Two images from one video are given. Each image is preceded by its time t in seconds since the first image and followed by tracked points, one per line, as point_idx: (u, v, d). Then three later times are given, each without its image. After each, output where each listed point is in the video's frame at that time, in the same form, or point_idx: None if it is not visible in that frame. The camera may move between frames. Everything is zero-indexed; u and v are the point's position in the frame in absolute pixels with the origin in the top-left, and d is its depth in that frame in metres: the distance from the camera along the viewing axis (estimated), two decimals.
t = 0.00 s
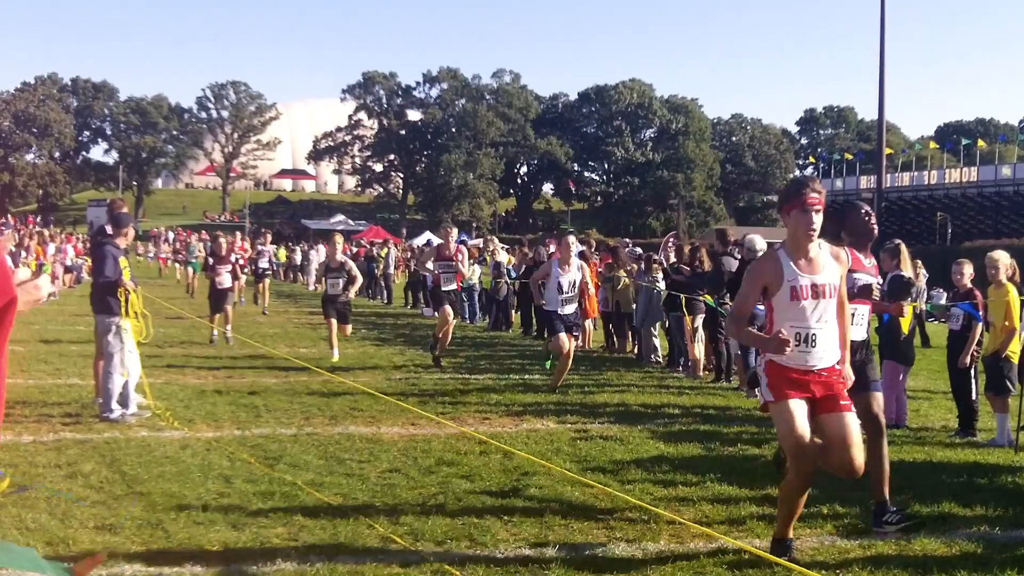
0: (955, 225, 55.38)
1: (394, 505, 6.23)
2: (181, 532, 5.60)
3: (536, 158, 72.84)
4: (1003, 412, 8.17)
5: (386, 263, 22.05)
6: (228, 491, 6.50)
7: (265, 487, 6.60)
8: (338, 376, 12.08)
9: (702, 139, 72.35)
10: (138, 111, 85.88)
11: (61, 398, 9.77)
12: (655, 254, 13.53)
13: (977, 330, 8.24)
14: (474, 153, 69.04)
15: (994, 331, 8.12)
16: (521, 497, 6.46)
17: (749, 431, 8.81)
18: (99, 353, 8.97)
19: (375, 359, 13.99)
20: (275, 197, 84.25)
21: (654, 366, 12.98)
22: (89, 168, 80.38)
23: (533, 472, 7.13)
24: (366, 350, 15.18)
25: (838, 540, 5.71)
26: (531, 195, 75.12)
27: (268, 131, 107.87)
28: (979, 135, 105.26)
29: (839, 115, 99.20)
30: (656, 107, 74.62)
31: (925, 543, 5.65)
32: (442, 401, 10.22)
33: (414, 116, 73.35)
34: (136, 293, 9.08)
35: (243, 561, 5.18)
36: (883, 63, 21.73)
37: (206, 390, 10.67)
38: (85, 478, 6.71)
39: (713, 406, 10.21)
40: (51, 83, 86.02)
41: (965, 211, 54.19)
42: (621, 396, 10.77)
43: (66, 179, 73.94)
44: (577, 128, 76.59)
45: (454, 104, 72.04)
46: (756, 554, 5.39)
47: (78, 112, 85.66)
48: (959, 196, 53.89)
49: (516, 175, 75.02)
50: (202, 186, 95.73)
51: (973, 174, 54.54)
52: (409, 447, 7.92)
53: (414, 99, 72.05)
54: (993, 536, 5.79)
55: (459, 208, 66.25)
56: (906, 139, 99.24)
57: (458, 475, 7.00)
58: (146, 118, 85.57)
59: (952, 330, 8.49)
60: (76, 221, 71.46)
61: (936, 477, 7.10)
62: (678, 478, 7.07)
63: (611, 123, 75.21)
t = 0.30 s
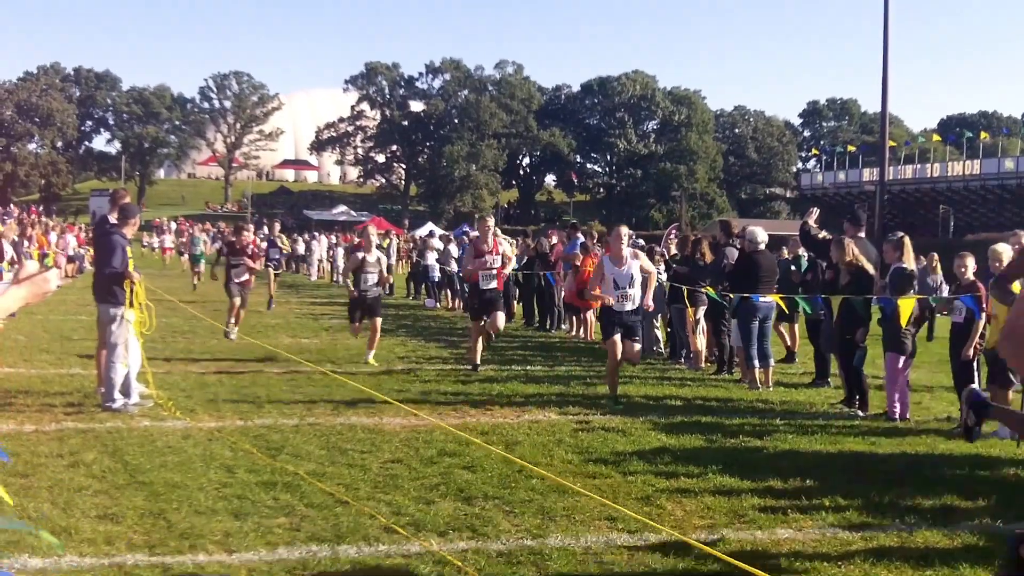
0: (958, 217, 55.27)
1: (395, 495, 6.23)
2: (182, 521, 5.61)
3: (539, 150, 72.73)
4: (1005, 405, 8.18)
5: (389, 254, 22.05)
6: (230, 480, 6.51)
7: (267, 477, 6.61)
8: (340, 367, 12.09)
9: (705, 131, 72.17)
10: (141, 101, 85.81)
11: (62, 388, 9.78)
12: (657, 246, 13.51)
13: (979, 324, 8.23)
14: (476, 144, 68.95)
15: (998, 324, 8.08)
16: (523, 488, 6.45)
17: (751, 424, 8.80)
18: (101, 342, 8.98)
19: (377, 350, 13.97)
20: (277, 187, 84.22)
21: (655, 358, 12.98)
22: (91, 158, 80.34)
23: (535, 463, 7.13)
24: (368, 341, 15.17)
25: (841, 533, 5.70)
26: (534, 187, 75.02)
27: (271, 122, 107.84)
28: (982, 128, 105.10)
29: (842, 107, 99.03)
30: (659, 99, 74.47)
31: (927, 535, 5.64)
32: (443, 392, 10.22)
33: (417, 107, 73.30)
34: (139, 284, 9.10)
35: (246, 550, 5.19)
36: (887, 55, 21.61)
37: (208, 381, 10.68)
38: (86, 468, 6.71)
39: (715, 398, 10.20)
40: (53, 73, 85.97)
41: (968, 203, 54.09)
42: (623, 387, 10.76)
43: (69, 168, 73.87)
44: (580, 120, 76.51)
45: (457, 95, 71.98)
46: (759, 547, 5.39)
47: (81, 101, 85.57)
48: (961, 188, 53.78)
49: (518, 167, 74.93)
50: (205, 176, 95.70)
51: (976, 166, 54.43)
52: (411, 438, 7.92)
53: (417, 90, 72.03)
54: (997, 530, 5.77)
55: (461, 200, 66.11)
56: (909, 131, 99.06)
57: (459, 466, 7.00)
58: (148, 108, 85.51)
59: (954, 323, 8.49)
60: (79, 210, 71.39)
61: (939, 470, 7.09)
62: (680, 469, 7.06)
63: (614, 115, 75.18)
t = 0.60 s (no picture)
0: (959, 210, 55.17)
1: (398, 488, 6.23)
2: (184, 514, 5.61)
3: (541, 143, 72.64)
4: (1007, 399, 8.16)
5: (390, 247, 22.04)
6: (233, 473, 6.51)
7: (270, 470, 6.60)
8: (342, 360, 12.10)
9: (706, 124, 72.06)
10: (142, 94, 85.74)
11: (65, 381, 9.78)
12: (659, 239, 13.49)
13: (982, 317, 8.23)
14: (478, 137, 68.91)
15: (998, 318, 8.06)
16: (525, 481, 6.45)
17: (753, 418, 8.78)
18: (105, 335, 8.95)
19: (379, 343, 13.99)
20: (279, 180, 84.23)
21: (658, 352, 12.93)
22: (93, 152, 80.30)
23: (538, 456, 7.13)
24: (371, 334, 15.18)
25: (842, 525, 5.70)
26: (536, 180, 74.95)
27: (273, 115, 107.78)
28: (985, 121, 104.82)
29: (844, 100, 98.85)
30: (661, 91, 74.32)
31: (929, 528, 5.64)
32: (446, 385, 10.23)
33: (418, 100, 73.26)
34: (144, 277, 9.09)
35: (248, 544, 5.19)
36: (890, 47, 21.53)
37: (211, 373, 10.69)
38: (89, 461, 6.70)
39: (716, 391, 10.21)
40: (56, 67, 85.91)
41: (970, 197, 53.98)
42: (625, 380, 10.75)
43: (71, 162, 73.77)
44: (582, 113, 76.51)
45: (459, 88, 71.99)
46: (760, 540, 5.39)
47: (83, 95, 85.49)
48: (963, 181, 53.68)
49: (521, 160, 74.86)
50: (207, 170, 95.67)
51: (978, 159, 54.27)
52: (413, 431, 7.92)
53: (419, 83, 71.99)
54: (998, 523, 5.77)
55: (463, 193, 66.03)
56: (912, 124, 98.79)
57: (461, 459, 6.99)
58: (150, 102, 85.46)
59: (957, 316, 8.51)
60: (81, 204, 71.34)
61: (942, 464, 7.08)
62: (682, 462, 7.06)
63: (615, 108, 75.14)
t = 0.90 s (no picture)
0: (960, 206, 55.18)
1: (398, 484, 6.24)
2: (185, 510, 5.61)
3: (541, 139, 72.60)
4: (1007, 395, 8.14)
5: (390, 244, 22.04)
6: (234, 469, 6.52)
7: (270, 466, 6.60)
8: (343, 356, 12.11)
9: (707, 120, 72.05)
10: (143, 90, 85.68)
11: (65, 377, 9.78)
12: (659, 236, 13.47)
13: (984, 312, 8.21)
14: (479, 133, 68.86)
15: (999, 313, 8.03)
16: (526, 476, 6.45)
17: (754, 413, 8.77)
18: (106, 331, 8.95)
19: (379, 339, 13.99)
20: (279, 176, 84.24)
21: (659, 348, 12.90)
22: (93, 147, 80.24)
23: (538, 452, 7.12)
24: (371, 330, 15.18)
25: (843, 522, 5.69)
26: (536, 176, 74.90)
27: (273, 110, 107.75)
28: (986, 117, 104.79)
29: (845, 96, 98.80)
30: (662, 87, 74.27)
31: (930, 524, 5.63)
32: (446, 381, 10.22)
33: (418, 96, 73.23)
34: (145, 274, 9.09)
35: (248, 540, 5.19)
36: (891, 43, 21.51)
37: (211, 370, 10.68)
38: (89, 456, 6.70)
39: (717, 387, 10.19)
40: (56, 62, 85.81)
41: (971, 193, 54.00)
42: (626, 377, 10.73)
43: (71, 158, 73.68)
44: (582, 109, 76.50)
45: (460, 84, 71.96)
46: (762, 536, 5.38)
47: (83, 91, 85.37)
48: (964, 178, 53.65)
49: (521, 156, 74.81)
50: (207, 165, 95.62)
51: (979, 156, 54.27)
52: (414, 426, 7.91)
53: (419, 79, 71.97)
54: (998, 519, 5.76)
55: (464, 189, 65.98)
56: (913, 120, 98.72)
57: (462, 455, 7.00)
58: (150, 97, 85.39)
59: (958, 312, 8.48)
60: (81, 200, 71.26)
61: (944, 460, 7.07)
62: (682, 459, 7.04)
63: (616, 104, 75.11)
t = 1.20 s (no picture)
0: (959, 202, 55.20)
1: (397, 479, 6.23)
2: (183, 504, 5.60)
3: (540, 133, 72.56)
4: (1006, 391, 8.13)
5: (389, 239, 22.04)
6: (232, 463, 6.51)
7: (269, 460, 6.59)
8: (342, 350, 12.11)
9: (706, 115, 72.04)
10: (141, 84, 85.53)
11: (63, 371, 9.77)
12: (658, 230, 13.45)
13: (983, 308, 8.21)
14: (478, 127, 68.79)
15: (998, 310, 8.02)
16: (525, 471, 6.45)
17: (752, 409, 8.76)
18: (106, 324, 8.95)
19: (378, 333, 14.00)
20: (278, 170, 84.22)
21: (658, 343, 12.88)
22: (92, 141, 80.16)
23: (537, 447, 7.12)
24: (369, 325, 15.18)
25: (841, 517, 5.70)
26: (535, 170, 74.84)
27: (272, 105, 107.66)
28: (984, 114, 104.87)
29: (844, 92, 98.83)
30: (661, 82, 74.21)
31: (927, 520, 5.64)
32: (445, 376, 10.22)
33: (417, 90, 73.15)
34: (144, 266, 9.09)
35: (247, 533, 5.19)
36: (890, 37, 21.46)
37: (210, 364, 10.66)
38: (87, 450, 6.69)
39: (716, 382, 10.20)
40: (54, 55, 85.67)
41: (970, 189, 54.04)
42: (624, 372, 10.74)
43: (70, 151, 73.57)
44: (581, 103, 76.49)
45: (458, 78, 71.84)
46: (760, 531, 5.39)
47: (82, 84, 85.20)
48: (963, 174, 53.65)
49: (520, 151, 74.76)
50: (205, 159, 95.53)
51: (978, 152, 54.31)
52: (412, 421, 7.91)
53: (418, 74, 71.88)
54: (996, 515, 5.77)
55: (462, 183, 65.85)
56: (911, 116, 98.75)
57: (461, 450, 6.99)
58: (149, 91, 85.26)
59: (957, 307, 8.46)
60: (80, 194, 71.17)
61: (942, 456, 7.07)
62: (679, 454, 7.04)
63: (615, 99, 75.07)
